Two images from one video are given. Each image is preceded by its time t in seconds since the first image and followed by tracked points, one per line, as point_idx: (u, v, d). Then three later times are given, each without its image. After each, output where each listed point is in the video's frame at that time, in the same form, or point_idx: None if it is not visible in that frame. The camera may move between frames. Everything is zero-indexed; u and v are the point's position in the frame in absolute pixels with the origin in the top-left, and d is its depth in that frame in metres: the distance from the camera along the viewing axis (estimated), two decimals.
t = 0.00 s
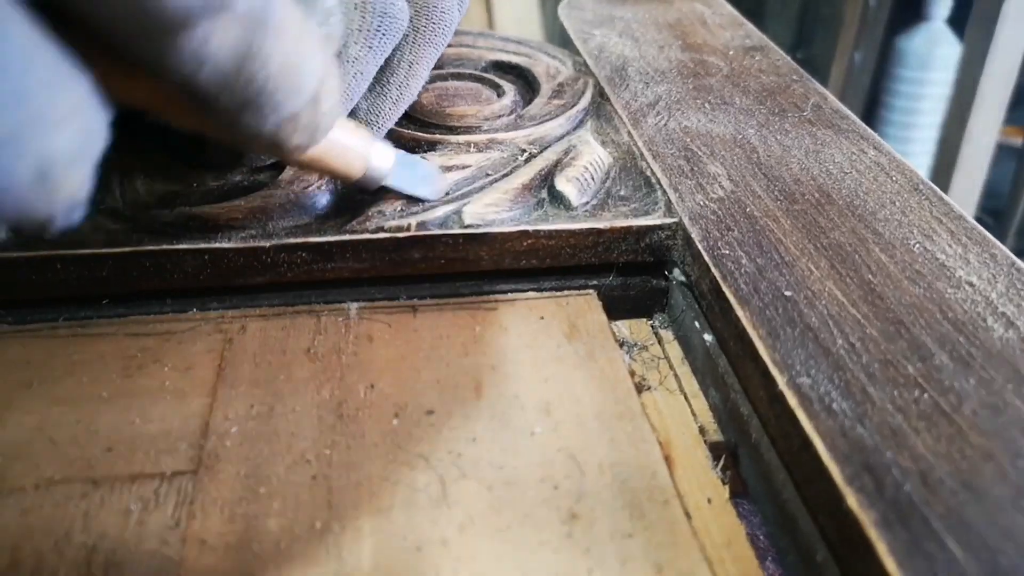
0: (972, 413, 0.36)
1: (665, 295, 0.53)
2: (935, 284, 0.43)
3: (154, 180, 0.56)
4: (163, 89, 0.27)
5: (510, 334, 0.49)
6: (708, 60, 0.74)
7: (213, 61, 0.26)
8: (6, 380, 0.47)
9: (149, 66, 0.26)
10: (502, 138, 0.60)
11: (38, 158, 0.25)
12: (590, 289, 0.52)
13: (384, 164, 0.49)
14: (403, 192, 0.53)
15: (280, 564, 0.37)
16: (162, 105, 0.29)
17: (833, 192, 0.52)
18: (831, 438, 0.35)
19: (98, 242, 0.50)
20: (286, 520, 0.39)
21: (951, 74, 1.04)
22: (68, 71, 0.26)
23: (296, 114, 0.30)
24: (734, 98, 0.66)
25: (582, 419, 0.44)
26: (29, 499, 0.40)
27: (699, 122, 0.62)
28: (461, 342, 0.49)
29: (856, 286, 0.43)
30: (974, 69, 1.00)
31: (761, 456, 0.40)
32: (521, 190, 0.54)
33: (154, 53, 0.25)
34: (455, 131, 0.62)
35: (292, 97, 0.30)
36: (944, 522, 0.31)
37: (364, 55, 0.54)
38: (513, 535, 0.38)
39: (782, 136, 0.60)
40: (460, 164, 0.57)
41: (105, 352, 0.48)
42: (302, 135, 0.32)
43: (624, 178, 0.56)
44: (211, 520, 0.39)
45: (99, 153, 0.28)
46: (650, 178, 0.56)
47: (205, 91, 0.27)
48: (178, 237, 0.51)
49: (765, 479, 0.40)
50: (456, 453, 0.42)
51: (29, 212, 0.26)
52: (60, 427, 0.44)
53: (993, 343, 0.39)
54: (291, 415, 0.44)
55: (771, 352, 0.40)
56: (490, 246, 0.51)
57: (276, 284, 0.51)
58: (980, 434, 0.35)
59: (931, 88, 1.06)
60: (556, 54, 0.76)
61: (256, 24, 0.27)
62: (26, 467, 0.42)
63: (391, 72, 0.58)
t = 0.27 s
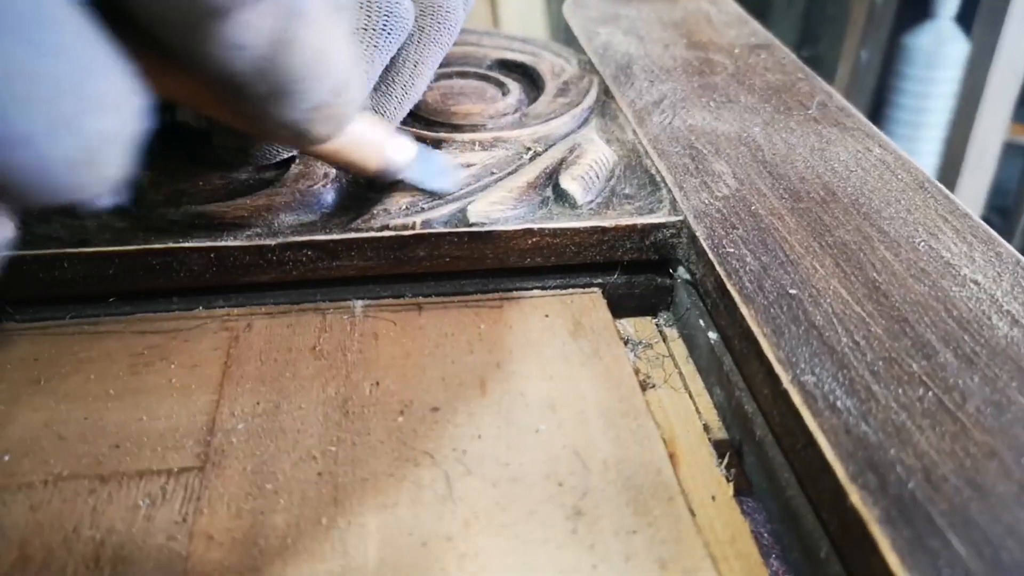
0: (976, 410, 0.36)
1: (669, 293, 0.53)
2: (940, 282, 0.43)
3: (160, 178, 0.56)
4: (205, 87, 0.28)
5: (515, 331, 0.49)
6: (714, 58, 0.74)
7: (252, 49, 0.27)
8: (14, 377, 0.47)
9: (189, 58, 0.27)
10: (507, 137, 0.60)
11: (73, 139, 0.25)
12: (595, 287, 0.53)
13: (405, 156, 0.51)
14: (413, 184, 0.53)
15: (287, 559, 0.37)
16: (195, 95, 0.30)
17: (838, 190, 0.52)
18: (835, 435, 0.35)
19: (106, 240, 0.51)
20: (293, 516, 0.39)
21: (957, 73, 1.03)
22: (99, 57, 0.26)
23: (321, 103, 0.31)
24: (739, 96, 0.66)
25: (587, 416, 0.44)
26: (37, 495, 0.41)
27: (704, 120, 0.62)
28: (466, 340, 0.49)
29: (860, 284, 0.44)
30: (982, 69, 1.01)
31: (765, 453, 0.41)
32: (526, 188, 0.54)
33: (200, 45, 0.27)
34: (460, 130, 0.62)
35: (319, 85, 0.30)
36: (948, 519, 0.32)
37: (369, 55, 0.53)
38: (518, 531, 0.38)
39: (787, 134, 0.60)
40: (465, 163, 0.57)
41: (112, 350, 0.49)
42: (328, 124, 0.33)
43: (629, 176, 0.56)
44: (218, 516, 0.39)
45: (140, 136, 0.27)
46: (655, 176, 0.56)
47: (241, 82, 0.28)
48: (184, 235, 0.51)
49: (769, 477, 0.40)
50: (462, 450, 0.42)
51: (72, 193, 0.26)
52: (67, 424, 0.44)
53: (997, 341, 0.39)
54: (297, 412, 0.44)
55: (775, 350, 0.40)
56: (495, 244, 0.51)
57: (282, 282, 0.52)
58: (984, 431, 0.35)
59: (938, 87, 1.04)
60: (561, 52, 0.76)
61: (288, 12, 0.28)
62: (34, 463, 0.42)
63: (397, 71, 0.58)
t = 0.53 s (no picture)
0: (982, 413, 0.36)
1: (677, 296, 0.53)
2: (946, 285, 0.44)
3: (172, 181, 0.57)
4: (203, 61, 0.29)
5: (523, 333, 0.50)
6: (721, 61, 0.74)
7: (258, 23, 0.28)
8: (29, 377, 0.48)
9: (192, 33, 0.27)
10: (515, 140, 0.61)
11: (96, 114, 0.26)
12: (602, 289, 0.53)
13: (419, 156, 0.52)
14: (431, 183, 0.54)
15: (298, 558, 0.38)
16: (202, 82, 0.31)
17: (845, 194, 0.52)
18: (841, 437, 0.36)
19: (119, 242, 0.51)
20: (304, 516, 0.40)
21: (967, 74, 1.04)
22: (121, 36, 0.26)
23: (334, 92, 0.32)
24: (746, 99, 0.66)
25: (594, 418, 0.44)
26: (52, 493, 0.41)
27: (711, 124, 0.63)
28: (475, 342, 0.49)
29: (867, 287, 0.44)
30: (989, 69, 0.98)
31: (772, 455, 0.41)
32: (534, 191, 0.55)
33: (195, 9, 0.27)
34: (468, 133, 0.63)
35: (330, 74, 0.31)
36: (953, 520, 0.32)
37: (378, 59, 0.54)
38: (526, 531, 0.38)
39: (794, 138, 0.60)
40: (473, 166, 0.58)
41: (125, 351, 0.49)
42: (341, 117, 0.33)
43: (636, 180, 0.57)
44: (230, 515, 0.40)
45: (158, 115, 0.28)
46: (662, 180, 0.56)
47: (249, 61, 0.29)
48: (196, 238, 0.52)
49: (776, 478, 0.40)
50: (470, 451, 0.42)
51: (94, 172, 0.27)
52: (81, 424, 0.45)
53: (1003, 344, 0.39)
54: (307, 413, 0.45)
55: (782, 352, 0.40)
56: (504, 247, 0.51)
57: (292, 284, 0.52)
58: (990, 434, 0.35)
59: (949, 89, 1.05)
60: (569, 56, 0.76)
61: None
62: (49, 462, 0.43)
63: (405, 75, 0.58)
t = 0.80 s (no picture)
0: (997, 415, 0.37)
1: (695, 300, 0.54)
2: (963, 290, 0.44)
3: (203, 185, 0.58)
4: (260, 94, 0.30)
5: (545, 335, 0.51)
6: (739, 69, 0.75)
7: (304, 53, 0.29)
8: (67, 375, 0.49)
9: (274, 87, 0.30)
10: (536, 146, 0.62)
11: (163, 148, 0.27)
12: (622, 293, 0.54)
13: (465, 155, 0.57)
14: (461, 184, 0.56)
15: (327, 550, 0.39)
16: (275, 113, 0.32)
17: (863, 200, 0.53)
18: (857, 437, 0.36)
19: (153, 244, 0.53)
20: (333, 509, 0.41)
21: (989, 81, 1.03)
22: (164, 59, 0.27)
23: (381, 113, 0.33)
24: (765, 107, 0.67)
25: (614, 418, 0.45)
26: (90, 486, 0.43)
27: (730, 130, 0.64)
28: (498, 343, 0.50)
29: (884, 292, 0.45)
30: (1011, 72, 0.98)
31: (789, 455, 0.42)
32: (555, 196, 0.56)
33: (275, 67, 0.29)
34: (490, 140, 0.64)
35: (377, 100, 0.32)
36: (967, 519, 0.33)
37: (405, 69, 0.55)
38: (548, 527, 0.39)
39: (812, 144, 0.61)
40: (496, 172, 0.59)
41: (159, 349, 0.51)
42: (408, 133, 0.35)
43: (656, 185, 0.58)
44: (261, 508, 0.41)
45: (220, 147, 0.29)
46: (681, 186, 0.57)
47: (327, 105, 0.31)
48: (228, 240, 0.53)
49: (793, 478, 0.41)
50: (493, 449, 0.43)
51: (154, 198, 0.28)
52: (117, 420, 0.47)
53: (1019, 348, 0.40)
54: (335, 410, 0.46)
55: (800, 354, 0.41)
56: (526, 251, 0.53)
57: (320, 286, 0.54)
58: (1004, 435, 0.36)
59: (970, 94, 1.05)
60: (589, 64, 0.78)
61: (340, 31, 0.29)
62: (87, 456, 0.44)
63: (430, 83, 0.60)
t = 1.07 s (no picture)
0: (994, 418, 0.37)
1: (693, 302, 0.54)
2: (960, 292, 0.44)
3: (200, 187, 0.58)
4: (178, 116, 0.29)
5: (541, 337, 0.51)
6: (738, 70, 0.75)
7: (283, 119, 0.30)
8: (63, 377, 0.49)
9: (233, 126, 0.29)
10: (535, 148, 0.62)
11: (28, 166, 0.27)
12: (619, 295, 0.54)
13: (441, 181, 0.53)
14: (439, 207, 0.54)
15: (322, 553, 0.39)
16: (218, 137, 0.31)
17: (860, 202, 0.53)
18: (854, 440, 0.36)
19: (149, 246, 0.53)
20: (327, 513, 0.41)
21: (989, 83, 1.03)
22: (75, 82, 0.27)
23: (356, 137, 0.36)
24: (763, 108, 0.67)
25: (610, 421, 0.45)
26: (85, 489, 0.43)
27: (728, 132, 0.63)
28: (494, 345, 0.50)
29: (881, 294, 0.44)
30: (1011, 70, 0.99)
31: (786, 459, 0.41)
32: (553, 198, 0.56)
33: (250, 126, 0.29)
34: (488, 141, 0.64)
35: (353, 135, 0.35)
36: (963, 522, 0.32)
37: (402, 76, 0.55)
38: (543, 530, 0.39)
39: (810, 146, 0.60)
40: (493, 173, 0.59)
41: (155, 352, 0.51)
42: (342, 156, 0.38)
43: (653, 187, 0.58)
44: (256, 511, 0.41)
45: (92, 160, 0.28)
46: (679, 187, 0.57)
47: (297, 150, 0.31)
48: (224, 242, 0.53)
49: (790, 481, 0.41)
50: (489, 451, 0.43)
51: (52, 219, 0.28)
52: (113, 423, 0.46)
53: (1016, 351, 0.40)
54: (331, 413, 0.46)
55: (796, 357, 0.41)
56: (523, 252, 0.52)
57: (316, 288, 0.54)
58: (1001, 438, 0.36)
59: (969, 97, 1.05)
60: (588, 65, 0.77)
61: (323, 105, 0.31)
62: (82, 459, 0.44)
63: (428, 89, 0.60)
